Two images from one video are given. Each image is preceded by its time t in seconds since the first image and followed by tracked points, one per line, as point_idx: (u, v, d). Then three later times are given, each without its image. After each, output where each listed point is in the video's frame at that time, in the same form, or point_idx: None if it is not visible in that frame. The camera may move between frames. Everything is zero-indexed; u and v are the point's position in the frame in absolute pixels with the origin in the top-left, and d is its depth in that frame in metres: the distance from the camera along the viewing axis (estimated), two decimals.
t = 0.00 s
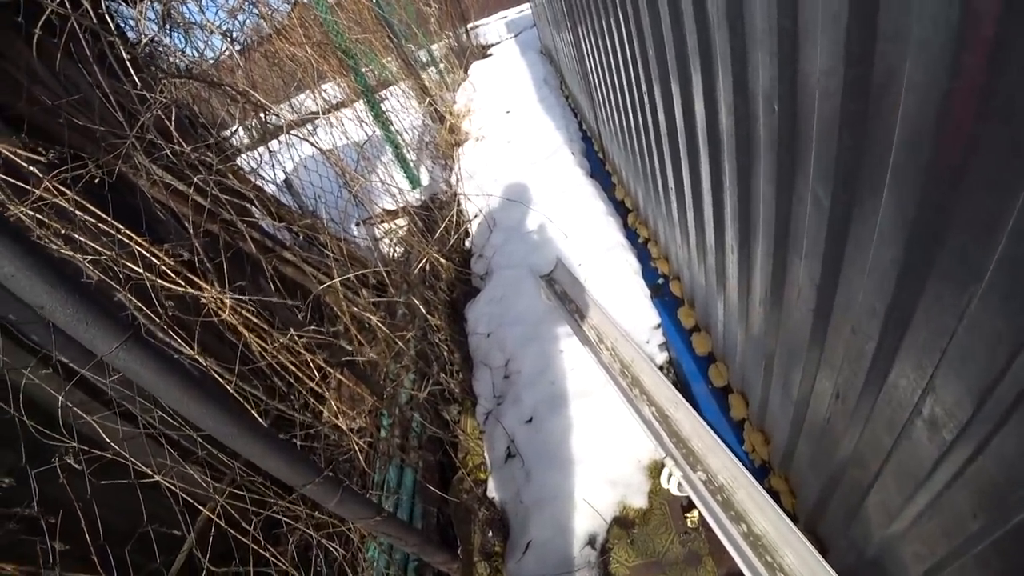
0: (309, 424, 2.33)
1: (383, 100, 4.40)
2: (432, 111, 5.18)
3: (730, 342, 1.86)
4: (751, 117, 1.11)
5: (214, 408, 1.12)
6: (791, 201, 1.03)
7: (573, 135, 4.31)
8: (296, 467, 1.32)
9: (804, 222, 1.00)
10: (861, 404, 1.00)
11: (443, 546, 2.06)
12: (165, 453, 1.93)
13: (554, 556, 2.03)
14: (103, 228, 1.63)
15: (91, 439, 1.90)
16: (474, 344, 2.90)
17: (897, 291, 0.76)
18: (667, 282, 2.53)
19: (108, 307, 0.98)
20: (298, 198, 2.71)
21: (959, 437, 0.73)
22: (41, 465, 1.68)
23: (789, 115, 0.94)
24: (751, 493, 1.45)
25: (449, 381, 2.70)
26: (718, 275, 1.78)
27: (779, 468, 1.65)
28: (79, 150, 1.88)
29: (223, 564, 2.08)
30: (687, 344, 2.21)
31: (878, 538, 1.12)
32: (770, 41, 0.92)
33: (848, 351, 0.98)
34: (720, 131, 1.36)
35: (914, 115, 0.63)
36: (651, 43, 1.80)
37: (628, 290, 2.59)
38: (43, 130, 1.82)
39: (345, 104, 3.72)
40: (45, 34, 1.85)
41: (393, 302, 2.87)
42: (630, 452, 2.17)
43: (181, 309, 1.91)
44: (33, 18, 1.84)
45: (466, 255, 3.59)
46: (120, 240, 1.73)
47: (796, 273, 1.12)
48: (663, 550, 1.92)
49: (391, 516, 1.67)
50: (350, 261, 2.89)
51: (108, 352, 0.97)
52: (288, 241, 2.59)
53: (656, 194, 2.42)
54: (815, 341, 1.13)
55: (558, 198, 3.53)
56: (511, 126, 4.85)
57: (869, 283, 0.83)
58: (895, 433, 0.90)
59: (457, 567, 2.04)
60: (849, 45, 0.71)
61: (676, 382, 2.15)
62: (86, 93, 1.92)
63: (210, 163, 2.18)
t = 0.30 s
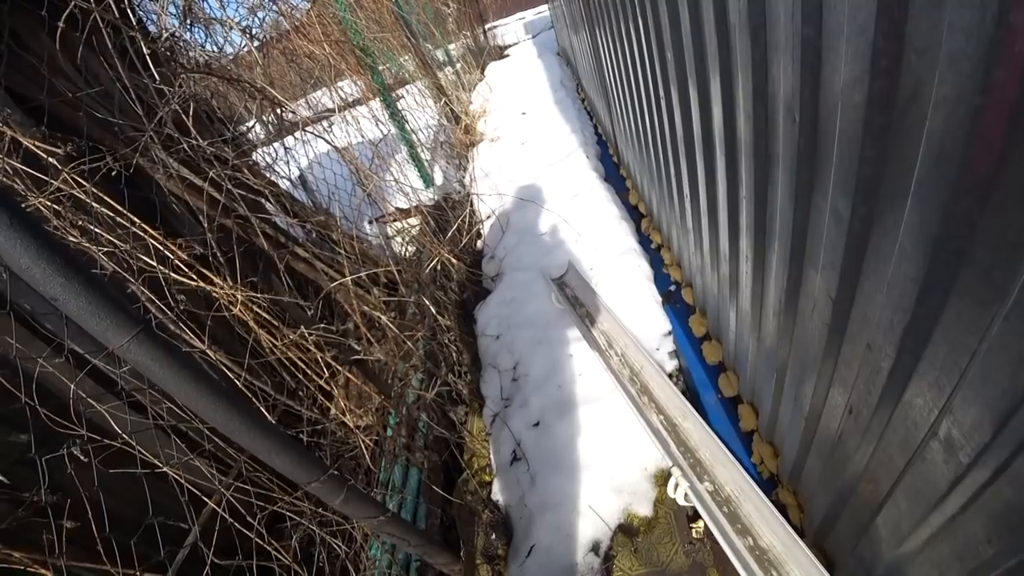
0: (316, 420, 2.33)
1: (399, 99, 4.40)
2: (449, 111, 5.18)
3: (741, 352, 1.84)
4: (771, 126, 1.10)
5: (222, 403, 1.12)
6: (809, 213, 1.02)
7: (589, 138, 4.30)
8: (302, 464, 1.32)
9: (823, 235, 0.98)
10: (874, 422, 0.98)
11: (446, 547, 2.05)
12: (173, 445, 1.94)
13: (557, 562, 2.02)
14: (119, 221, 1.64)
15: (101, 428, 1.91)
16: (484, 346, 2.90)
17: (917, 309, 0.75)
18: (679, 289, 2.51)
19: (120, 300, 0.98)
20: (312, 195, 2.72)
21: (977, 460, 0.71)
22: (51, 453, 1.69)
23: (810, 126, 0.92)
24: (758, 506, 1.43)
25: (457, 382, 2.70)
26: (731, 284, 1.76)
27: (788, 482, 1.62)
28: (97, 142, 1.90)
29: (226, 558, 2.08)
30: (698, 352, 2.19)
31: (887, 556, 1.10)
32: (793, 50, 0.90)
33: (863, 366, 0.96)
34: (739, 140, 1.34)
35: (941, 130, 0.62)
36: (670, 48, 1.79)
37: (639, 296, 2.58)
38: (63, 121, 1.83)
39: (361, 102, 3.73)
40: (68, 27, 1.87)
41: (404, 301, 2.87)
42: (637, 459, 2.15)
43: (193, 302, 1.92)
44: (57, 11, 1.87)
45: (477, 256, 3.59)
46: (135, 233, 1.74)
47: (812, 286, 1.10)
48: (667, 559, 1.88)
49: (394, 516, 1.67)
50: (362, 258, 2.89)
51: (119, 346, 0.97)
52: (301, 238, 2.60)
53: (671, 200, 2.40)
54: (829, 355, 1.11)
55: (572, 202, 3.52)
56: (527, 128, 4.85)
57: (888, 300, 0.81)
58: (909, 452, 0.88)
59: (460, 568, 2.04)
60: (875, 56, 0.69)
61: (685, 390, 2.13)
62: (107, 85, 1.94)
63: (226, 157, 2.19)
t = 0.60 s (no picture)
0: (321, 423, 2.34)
1: (405, 102, 4.41)
2: (453, 114, 5.20)
3: (745, 356, 1.84)
4: (774, 131, 1.10)
5: (228, 407, 1.13)
6: (812, 218, 1.02)
7: (593, 141, 4.30)
8: (307, 467, 1.33)
9: (826, 239, 0.98)
10: (878, 426, 0.98)
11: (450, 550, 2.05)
12: (179, 447, 1.95)
13: (561, 566, 2.01)
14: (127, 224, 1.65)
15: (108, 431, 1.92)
16: (488, 349, 2.91)
17: (920, 314, 0.74)
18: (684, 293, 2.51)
19: (128, 305, 0.99)
20: (317, 198, 2.73)
21: (980, 465, 0.71)
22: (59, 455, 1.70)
23: (813, 130, 0.92)
24: (763, 511, 1.43)
25: (462, 385, 2.70)
26: (735, 287, 1.76)
27: (792, 486, 1.62)
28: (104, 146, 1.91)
29: (231, 559, 2.09)
30: (702, 356, 2.19)
31: (891, 561, 1.10)
32: (795, 55, 0.91)
33: (867, 371, 0.96)
34: (742, 144, 1.34)
35: (942, 136, 0.62)
36: (674, 52, 1.79)
37: (644, 300, 2.57)
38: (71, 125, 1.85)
39: (366, 105, 3.74)
40: (76, 33, 1.89)
41: (408, 305, 2.87)
42: (641, 462, 2.15)
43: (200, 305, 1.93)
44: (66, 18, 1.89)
45: (482, 259, 3.59)
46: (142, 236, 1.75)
47: (815, 290, 1.10)
48: (671, 564, 1.88)
49: (398, 519, 1.67)
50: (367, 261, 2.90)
51: (126, 350, 0.98)
52: (306, 241, 2.60)
53: (675, 204, 2.40)
54: (832, 358, 1.11)
55: (576, 205, 3.53)
56: (531, 131, 4.85)
57: (891, 305, 0.81)
58: (913, 457, 0.88)
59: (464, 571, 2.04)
60: (877, 61, 0.69)
61: (689, 394, 2.13)
62: (115, 90, 1.96)
63: (232, 162, 2.20)
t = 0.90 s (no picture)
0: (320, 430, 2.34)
1: (402, 109, 4.44)
2: (451, 121, 5.22)
3: (741, 360, 1.85)
4: (764, 138, 1.12)
5: (227, 413, 1.14)
6: (802, 224, 1.04)
7: (590, 148, 4.33)
8: (306, 473, 1.34)
9: (815, 244, 1.00)
10: (869, 427, 1.00)
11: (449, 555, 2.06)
12: (179, 455, 1.96)
13: (560, 571, 2.02)
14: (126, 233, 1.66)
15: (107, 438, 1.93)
16: (486, 355, 2.92)
17: (905, 316, 0.76)
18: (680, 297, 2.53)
19: (129, 314, 1.01)
20: (316, 206, 2.75)
21: (965, 464, 0.73)
22: (59, 463, 1.71)
23: (801, 138, 0.94)
24: (760, 513, 1.44)
25: (460, 391, 2.72)
26: (729, 292, 1.78)
27: (788, 488, 1.63)
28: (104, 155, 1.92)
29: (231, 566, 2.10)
30: (698, 360, 2.21)
31: (886, 561, 1.11)
32: (783, 65, 0.93)
33: (857, 374, 0.98)
34: (734, 150, 1.36)
35: (922, 144, 0.64)
36: (667, 59, 1.81)
37: (640, 304, 2.59)
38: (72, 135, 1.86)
39: (364, 113, 3.77)
40: (77, 44, 1.91)
41: (407, 311, 2.89)
42: (639, 466, 2.16)
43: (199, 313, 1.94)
44: (67, 29, 1.91)
45: (480, 265, 3.61)
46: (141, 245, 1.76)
47: (806, 294, 1.11)
48: (669, 567, 1.89)
49: (397, 525, 1.68)
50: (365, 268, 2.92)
51: (126, 357, 0.99)
52: (305, 248, 2.62)
53: (671, 209, 2.42)
54: (824, 361, 1.12)
55: (573, 211, 3.55)
56: (529, 138, 4.88)
57: (878, 308, 0.83)
58: (903, 457, 0.90)
59: None
60: (859, 72, 0.71)
61: (686, 398, 2.14)
62: (115, 100, 1.98)
63: (231, 170, 2.22)
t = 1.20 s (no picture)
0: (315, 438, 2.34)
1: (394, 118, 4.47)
2: (442, 129, 5.26)
3: (731, 359, 1.88)
4: (746, 142, 1.15)
5: (223, 420, 1.15)
6: (784, 224, 1.06)
7: (580, 153, 4.38)
8: (302, 478, 1.35)
9: (796, 242, 1.02)
10: (854, 421, 1.02)
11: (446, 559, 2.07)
12: (174, 464, 1.96)
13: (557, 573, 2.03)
14: (120, 243, 1.67)
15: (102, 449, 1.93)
16: (479, 360, 2.94)
17: (882, 309, 0.79)
18: (671, 299, 2.56)
19: (124, 322, 1.02)
20: (308, 214, 2.77)
21: (943, 452, 0.75)
22: (53, 473, 1.71)
23: (779, 140, 0.97)
24: (752, 509, 1.45)
25: (454, 396, 2.73)
26: (718, 292, 1.81)
27: (780, 485, 1.65)
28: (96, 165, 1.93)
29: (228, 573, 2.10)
30: (690, 360, 2.23)
31: (874, 552, 1.13)
32: (761, 70, 0.95)
33: (840, 368, 1.00)
34: (718, 154, 1.39)
35: (890, 143, 0.66)
36: (653, 65, 1.85)
37: (632, 307, 2.62)
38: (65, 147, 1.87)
39: (356, 122, 3.79)
40: (70, 57, 1.93)
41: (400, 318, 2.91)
42: (633, 467, 2.17)
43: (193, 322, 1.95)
44: (60, 42, 1.93)
45: (472, 271, 3.63)
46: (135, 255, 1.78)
47: (790, 291, 1.14)
48: (664, 566, 1.89)
49: (394, 530, 1.68)
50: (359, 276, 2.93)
51: (123, 365, 1.01)
52: (298, 257, 2.63)
53: (660, 212, 2.46)
54: (809, 357, 1.14)
55: (564, 216, 3.58)
56: (519, 144, 4.92)
57: (857, 303, 0.85)
58: (887, 449, 0.92)
59: None
60: (831, 76, 0.74)
61: (678, 399, 2.16)
62: (108, 112, 1.99)
63: (224, 180, 2.23)
